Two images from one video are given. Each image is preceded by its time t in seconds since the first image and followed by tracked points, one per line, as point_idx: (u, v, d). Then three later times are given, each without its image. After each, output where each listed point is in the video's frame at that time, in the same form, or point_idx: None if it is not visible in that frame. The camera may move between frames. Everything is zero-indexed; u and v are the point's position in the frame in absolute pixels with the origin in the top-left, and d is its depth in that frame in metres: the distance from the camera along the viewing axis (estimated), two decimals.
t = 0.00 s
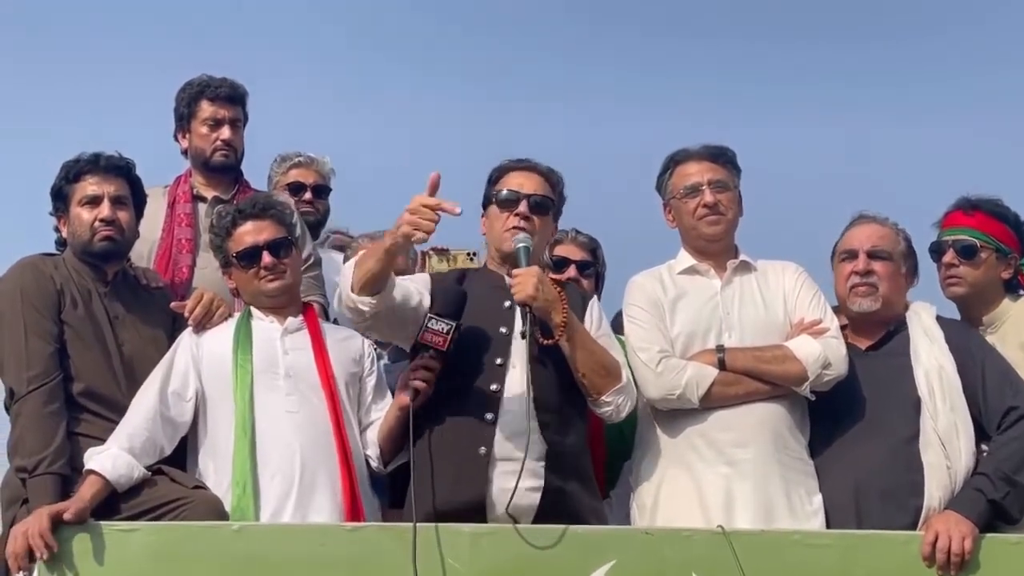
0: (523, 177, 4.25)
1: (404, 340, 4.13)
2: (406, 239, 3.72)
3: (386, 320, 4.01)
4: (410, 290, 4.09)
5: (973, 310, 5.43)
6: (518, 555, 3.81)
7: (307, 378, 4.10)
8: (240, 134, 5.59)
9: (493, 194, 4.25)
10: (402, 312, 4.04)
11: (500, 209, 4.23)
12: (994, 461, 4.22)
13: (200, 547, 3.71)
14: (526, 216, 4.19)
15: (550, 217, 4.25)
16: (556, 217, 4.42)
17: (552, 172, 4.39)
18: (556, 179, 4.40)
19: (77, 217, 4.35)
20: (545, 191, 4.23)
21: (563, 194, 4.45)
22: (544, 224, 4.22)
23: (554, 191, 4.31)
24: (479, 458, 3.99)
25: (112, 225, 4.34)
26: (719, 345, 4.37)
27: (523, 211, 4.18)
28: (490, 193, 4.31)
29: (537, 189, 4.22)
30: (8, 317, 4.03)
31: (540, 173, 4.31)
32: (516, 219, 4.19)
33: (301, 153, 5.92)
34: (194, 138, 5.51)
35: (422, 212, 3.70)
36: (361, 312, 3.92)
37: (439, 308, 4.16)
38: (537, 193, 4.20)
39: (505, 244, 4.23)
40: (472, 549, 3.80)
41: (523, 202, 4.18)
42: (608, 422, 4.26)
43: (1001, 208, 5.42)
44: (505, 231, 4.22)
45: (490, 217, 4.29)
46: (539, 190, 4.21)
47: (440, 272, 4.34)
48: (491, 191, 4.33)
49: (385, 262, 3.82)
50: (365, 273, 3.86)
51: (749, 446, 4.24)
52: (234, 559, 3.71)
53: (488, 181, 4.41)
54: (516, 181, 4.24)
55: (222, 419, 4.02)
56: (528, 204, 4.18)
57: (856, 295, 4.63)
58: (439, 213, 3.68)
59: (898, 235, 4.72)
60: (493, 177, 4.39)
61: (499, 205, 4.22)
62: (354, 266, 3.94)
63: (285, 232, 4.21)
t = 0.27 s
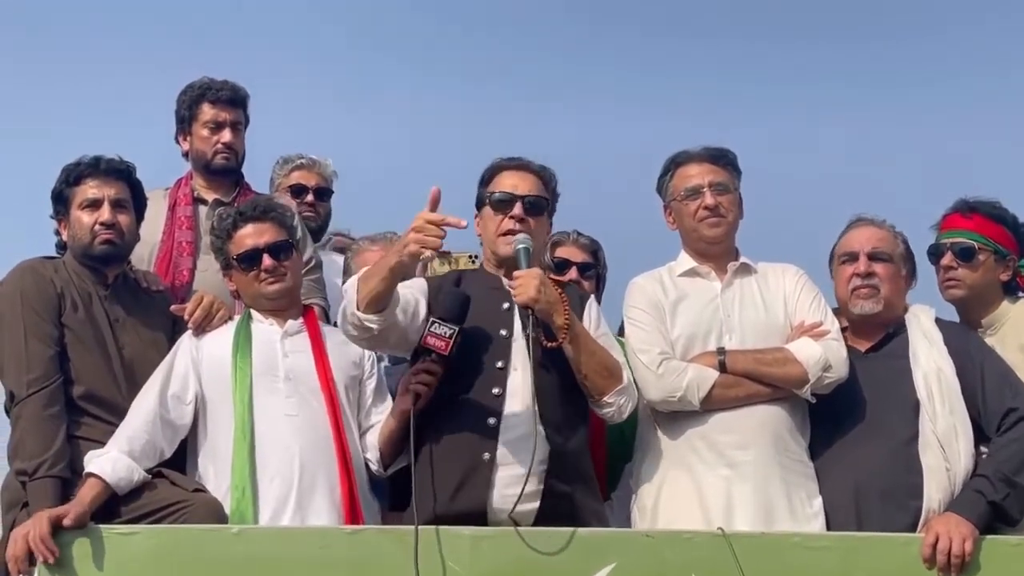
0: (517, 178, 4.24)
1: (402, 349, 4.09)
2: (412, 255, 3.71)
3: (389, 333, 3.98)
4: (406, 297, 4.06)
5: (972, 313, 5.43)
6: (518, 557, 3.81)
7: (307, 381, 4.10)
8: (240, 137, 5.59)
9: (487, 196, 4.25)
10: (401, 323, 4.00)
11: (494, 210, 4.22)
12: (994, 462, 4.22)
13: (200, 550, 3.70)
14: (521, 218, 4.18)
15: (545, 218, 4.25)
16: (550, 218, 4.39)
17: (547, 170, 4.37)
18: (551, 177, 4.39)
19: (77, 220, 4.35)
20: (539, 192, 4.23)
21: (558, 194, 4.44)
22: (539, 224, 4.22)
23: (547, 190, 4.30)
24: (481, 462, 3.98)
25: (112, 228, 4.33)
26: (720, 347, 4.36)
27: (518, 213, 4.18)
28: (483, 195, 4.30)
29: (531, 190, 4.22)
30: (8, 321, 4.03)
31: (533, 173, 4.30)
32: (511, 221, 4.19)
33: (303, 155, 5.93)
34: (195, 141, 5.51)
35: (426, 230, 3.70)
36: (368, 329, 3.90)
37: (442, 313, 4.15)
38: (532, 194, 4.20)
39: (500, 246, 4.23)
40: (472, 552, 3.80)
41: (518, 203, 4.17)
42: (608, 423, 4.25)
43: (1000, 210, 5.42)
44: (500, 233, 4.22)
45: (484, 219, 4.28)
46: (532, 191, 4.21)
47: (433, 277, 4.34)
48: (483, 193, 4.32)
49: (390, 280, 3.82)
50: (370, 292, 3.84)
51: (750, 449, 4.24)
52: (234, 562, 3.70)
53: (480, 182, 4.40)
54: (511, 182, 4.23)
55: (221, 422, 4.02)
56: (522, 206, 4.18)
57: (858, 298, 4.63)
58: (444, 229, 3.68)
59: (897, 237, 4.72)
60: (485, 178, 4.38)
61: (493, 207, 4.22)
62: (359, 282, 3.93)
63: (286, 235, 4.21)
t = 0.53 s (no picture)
0: (513, 182, 4.23)
1: (398, 352, 4.10)
2: (415, 254, 3.72)
3: (387, 334, 3.99)
4: (402, 300, 4.07)
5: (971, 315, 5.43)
6: (519, 559, 3.82)
7: (306, 384, 4.11)
8: (240, 140, 5.60)
9: (482, 200, 4.24)
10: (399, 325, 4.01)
11: (490, 214, 4.21)
12: (994, 463, 4.22)
13: (201, 553, 3.71)
14: (518, 221, 4.17)
15: (540, 220, 4.24)
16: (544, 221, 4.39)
17: (541, 175, 4.37)
18: (545, 183, 4.39)
19: (77, 223, 4.36)
20: (534, 195, 4.23)
21: (552, 196, 4.44)
22: (534, 227, 4.22)
23: (542, 194, 4.31)
24: (480, 464, 3.98)
25: (111, 231, 4.34)
26: (719, 349, 4.37)
27: (514, 216, 4.16)
28: (479, 198, 4.29)
29: (528, 194, 4.21)
30: (7, 324, 4.04)
31: (529, 176, 4.29)
32: (507, 224, 4.18)
33: (304, 158, 5.94)
34: (195, 144, 5.52)
35: (428, 228, 3.71)
36: (367, 330, 3.91)
37: (438, 313, 4.19)
38: (528, 196, 4.19)
39: (498, 245, 4.21)
40: (473, 554, 3.80)
41: (514, 206, 4.16)
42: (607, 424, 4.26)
43: (998, 212, 5.42)
44: (497, 236, 4.21)
45: (480, 223, 4.27)
46: (528, 194, 4.21)
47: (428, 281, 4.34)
48: (478, 197, 4.31)
49: (391, 280, 3.82)
50: (370, 292, 3.84)
51: (750, 451, 4.24)
52: (235, 564, 3.71)
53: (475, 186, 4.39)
54: (507, 186, 4.22)
55: (221, 425, 4.03)
56: (519, 209, 4.17)
57: (858, 300, 4.63)
58: (446, 228, 3.69)
59: (895, 240, 4.73)
60: (480, 182, 4.37)
61: (489, 211, 4.21)
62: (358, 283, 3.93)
63: (286, 237, 4.21)
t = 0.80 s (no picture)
0: (509, 186, 4.24)
1: (398, 357, 4.11)
2: (415, 260, 3.73)
3: (387, 340, 4.00)
4: (402, 305, 4.07)
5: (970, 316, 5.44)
6: (520, 561, 3.82)
7: (306, 385, 4.11)
8: (240, 142, 5.60)
9: (480, 204, 4.25)
10: (399, 329, 4.02)
11: (487, 218, 4.22)
12: (994, 465, 4.22)
13: (203, 555, 3.71)
14: (515, 224, 4.18)
15: (538, 224, 4.24)
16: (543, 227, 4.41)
17: (538, 180, 4.39)
18: (542, 188, 4.41)
19: (77, 226, 4.36)
20: (531, 199, 4.23)
21: (550, 202, 4.46)
22: (533, 231, 4.21)
23: (539, 198, 4.32)
24: (479, 466, 3.98)
25: (111, 234, 4.34)
26: (719, 350, 4.37)
27: (511, 220, 4.17)
28: (475, 203, 4.30)
29: (524, 198, 4.22)
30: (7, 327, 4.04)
31: (525, 181, 4.30)
32: (505, 228, 4.19)
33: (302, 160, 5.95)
34: (194, 146, 5.52)
35: (428, 232, 3.72)
36: (367, 335, 3.91)
37: (439, 314, 4.16)
38: (525, 201, 4.20)
39: (495, 251, 4.22)
40: (474, 556, 3.80)
41: (511, 210, 4.17)
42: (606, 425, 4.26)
43: (997, 214, 5.43)
44: (494, 240, 4.22)
45: (477, 228, 4.28)
46: (525, 199, 4.21)
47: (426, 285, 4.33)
48: (475, 202, 4.32)
49: (391, 286, 3.82)
50: (371, 297, 3.86)
51: (749, 452, 4.24)
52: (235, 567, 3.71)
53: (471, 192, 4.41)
54: (504, 190, 4.23)
55: (221, 426, 4.03)
56: (516, 213, 4.17)
57: (859, 301, 4.63)
58: (447, 233, 3.70)
59: (893, 241, 4.74)
60: (477, 187, 4.37)
61: (486, 214, 4.22)
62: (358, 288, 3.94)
63: (286, 239, 4.22)
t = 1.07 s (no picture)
0: (507, 189, 4.27)
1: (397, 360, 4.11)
2: (415, 264, 3.74)
3: (386, 343, 4.00)
4: (400, 308, 4.06)
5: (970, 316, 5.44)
6: (520, 561, 3.82)
7: (305, 386, 4.11)
8: (239, 143, 5.60)
9: (477, 207, 4.25)
10: (399, 333, 4.02)
11: (485, 220, 4.23)
12: (993, 465, 4.23)
13: (204, 556, 3.71)
14: (513, 226, 4.19)
15: (536, 227, 4.26)
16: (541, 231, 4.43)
17: (536, 180, 4.42)
18: (540, 189, 4.42)
19: (76, 227, 4.36)
20: (529, 202, 4.25)
21: (546, 206, 4.47)
22: (529, 232, 4.23)
23: (537, 202, 4.34)
24: (479, 466, 3.99)
25: (111, 235, 4.35)
26: (718, 350, 4.37)
27: (509, 221, 4.18)
28: (473, 206, 4.31)
29: (522, 200, 4.24)
30: (7, 328, 4.04)
31: (523, 184, 4.33)
32: (503, 230, 4.20)
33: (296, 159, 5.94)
34: (194, 147, 5.52)
35: (426, 237, 3.73)
36: (366, 338, 3.91)
37: (438, 314, 4.15)
38: (522, 203, 4.22)
39: (492, 254, 4.23)
40: (473, 557, 3.80)
41: (509, 211, 4.19)
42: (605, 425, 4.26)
43: (996, 214, 5.43)
44: (492, 243, 4.23)
45: (475, 231, 4.28)
46: (522, 201, 4.23)
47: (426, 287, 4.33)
48: (473, 205, 4.33)
49: (390, 290, 3.83)
50: (369, 302, 3.86)
51: (749, 453, 4.24)
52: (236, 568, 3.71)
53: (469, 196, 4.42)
54: (502, 193, 4.25)
55: (221, 427, 4.03)
56: (513, 215, 4.19)
57: (860, 302, 4.63)
58: (445, 236, 3.71)
59: (892, 241, 4.74)
60: (474, 191, 4.40)
61: (484, 217, 4.23)
62: (357, 293, 3.93)
63: (285, 240, 4.22)
